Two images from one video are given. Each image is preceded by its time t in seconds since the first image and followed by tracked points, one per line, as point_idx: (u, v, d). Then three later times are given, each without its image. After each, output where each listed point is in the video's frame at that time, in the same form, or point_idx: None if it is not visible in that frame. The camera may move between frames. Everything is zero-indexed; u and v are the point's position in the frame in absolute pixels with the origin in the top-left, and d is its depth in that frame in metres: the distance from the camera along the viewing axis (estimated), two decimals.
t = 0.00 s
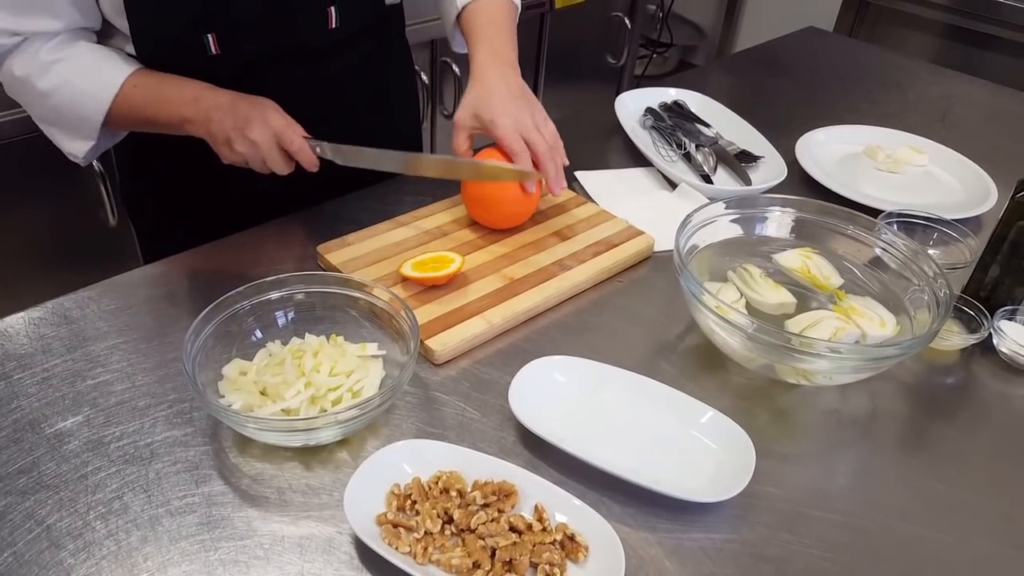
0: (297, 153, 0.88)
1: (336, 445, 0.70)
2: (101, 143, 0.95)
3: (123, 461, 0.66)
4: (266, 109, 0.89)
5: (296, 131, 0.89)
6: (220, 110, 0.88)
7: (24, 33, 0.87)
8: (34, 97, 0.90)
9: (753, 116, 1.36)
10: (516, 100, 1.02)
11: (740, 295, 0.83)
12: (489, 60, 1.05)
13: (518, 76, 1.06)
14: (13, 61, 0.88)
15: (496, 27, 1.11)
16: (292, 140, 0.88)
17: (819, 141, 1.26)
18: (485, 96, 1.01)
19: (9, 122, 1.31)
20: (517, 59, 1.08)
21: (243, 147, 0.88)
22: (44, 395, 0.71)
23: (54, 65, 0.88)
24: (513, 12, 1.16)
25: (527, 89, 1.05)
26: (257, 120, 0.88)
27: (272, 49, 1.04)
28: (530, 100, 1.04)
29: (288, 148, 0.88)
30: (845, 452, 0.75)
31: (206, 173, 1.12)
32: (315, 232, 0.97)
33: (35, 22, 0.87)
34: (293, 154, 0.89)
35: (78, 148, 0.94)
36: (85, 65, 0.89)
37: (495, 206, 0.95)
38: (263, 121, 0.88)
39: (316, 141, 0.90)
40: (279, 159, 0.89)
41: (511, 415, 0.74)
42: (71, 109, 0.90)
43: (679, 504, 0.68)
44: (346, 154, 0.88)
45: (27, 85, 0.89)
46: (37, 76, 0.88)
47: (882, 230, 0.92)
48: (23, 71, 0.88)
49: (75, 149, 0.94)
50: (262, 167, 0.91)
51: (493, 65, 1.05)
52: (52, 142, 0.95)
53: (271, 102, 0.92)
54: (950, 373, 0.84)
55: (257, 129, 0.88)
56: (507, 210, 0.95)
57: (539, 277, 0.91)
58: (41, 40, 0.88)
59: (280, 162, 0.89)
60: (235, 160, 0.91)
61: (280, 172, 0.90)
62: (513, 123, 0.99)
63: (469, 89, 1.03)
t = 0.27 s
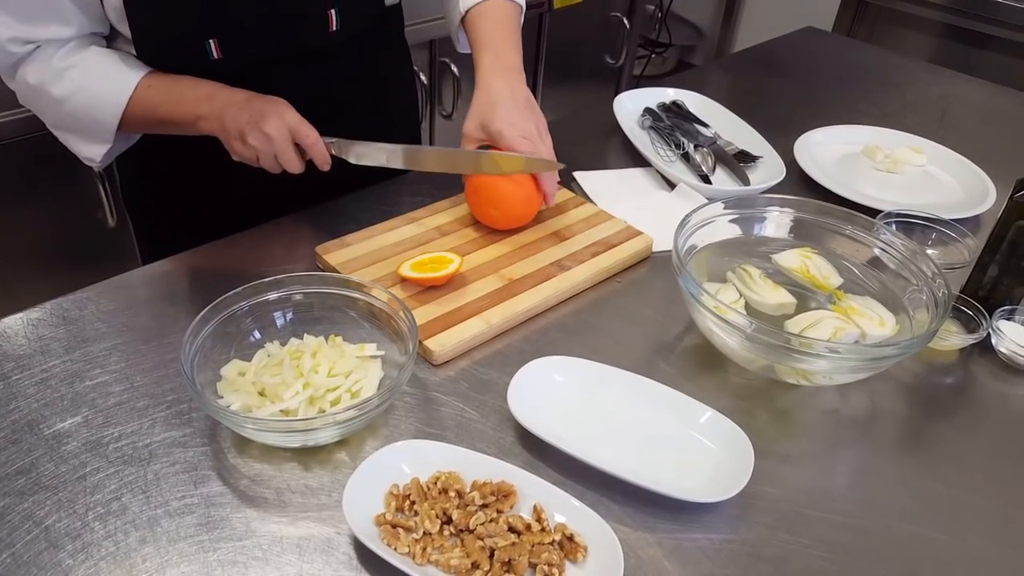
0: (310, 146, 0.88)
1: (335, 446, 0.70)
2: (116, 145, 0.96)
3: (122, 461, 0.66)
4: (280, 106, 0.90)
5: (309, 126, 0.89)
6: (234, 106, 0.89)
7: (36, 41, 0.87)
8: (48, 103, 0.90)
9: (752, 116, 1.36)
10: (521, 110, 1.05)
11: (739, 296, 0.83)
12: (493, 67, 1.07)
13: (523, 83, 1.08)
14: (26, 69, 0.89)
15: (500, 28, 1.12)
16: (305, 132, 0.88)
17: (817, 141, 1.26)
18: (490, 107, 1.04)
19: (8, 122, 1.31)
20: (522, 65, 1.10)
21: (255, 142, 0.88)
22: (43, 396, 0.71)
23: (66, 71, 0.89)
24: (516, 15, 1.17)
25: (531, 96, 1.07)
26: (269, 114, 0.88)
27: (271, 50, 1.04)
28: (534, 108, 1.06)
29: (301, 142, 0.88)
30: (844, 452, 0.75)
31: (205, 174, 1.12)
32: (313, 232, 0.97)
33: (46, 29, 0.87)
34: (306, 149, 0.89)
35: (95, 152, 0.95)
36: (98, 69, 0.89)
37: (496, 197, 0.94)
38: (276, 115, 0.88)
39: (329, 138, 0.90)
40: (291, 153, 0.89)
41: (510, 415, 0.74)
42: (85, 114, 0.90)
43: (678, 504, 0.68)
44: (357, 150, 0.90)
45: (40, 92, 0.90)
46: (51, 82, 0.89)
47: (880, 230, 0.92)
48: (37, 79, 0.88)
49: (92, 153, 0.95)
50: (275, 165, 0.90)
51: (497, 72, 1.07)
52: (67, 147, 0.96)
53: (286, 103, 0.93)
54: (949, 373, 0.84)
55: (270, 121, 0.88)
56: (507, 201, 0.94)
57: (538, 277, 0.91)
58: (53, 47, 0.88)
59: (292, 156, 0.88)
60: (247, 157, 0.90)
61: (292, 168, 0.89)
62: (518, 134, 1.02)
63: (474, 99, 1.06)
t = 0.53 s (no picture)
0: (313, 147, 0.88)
1: (333, 445, 0.70)
2: (115, 145, 0.95)
3: (119, 461, 0.66)
4: (283, 105, 0.90)
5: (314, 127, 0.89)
6: (237, 104, 0.89)
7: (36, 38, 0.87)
8: (45, 102, 0.90)
9: (751, 116, 1.36)
10: (524, 112, 1.05)
11: (737, 296, 0.83)
12: (498, 71, 1.08)
13: (527, 87, 1.09)
14: (25, 67, 0.88)
15: (505, 32, 1.13)
16: (309, 132, 0.88)
17: (816, 141, 1.26)
18: (494, 109, 1.04)
19: (7, 122, 1.30)
20: (526, 70, 1.11)
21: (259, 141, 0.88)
22: (40, 396, 0.71)
23: (65, 69, 0.88)
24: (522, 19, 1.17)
25: (534, 99, 1.07)
26: (273, 114, 0.88)
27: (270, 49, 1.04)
28: (537, 111, 1.06)
29: (306, 143, 0.89)
30: (842, 452, 0.75)
31: (204, 173, 1.12)
32: (312, 232, 0.97)
33: (45, 27, 0.87)
34: (309, 149, 0.89)
35: (93, 151, 0.95)
36: (97, 66, 0.89)
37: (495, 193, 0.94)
38: (281, 115, 0.89)
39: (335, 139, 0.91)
40: (295, 153, 0.89)
41: (508, 415, 0.74)
42: (84, 112, 0.90)
43: (676, 504, 0.68)
44: (361, 149, 0.91)
45: (39, 90, 0.89)
46: (49, 80, 0.88)
47: (879, 230, 0.92)
48: (36, 77, 0.88)
49: (90, 152, 0.95)
50: (279, 164, 0.91)
51: (502, 75, 1.07)
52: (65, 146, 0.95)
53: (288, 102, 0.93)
54: (947, 373, 0.84)
55: (274, 121, 0.88)
56: (507, 197, 0.94)
57: (536, 277, 0.91)
58: (52, 44, 0.88)
59: (295, 156, 0.89)
60: (249, 155, 0.90)
61: (294, 169, 0.90)
62: (521, 136, 1.02)
63: (480, 102, 1.06)
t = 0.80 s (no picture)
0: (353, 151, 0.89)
1: (331, 443, 0.70)
2: (142, 144, 0.93)
3: (117, 458, 0.66)
4: (322, 107, 0.90)
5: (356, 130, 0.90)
6: (277, 105, 0.89)
7: (59, 31, 0.86)
8: (70, 102, 0.87)
9: (750, 114, 1.36)
10: (520, 111, 1.05)
11: (737, 293, 0.83)
12: (496, 69, 1.08)
13: (524, 88, 1.09)
14: (48, 66, 0.86)
15: (504, 31, 1.13)
16: (351, 135, 0.88)
17: (816, 139, 1.26)
18: (491, 106, 1.04)
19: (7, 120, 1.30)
20: (524, 70, 1.11)
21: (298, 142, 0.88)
22: (39, 393, 0.71)
23: (93, 66, 0.86)
24: (520, 19, 1.18)
25: (530, 99, 1.07)
26: (313, 116, 0.89)
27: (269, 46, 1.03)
28: (533, 112, 1.06)
29: (346, 146, 0.89)
30: (842, 450, 0.75)
31: (203, 171, 1.12)
32: (311, 230, 0.97)
33: (66, 19, 0.86)
34: (348, 152, 0.90)
35: (121, 151, 0.92)
36: (124, 62, 0.86)
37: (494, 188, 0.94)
38: (325, 117, 0.89)
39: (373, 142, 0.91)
40: (334, 156, 0.89)
41: (507, 413, 0.74)
42: (112, 112, 0.87)
43: (675, 502, 0.68)
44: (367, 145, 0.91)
45: (63, 89, 0.87)
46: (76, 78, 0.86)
47: (878, 227, 0.92)
48: (61, 76, 0.86)
49: (117, 153, 0.92)
50: (316, 166, 0.91)
51: (500, 74, 1.07)
52: (89, 149, 0.93)
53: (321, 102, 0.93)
54: (947, 371, 0.84)
55: (315, 123, 0.88)
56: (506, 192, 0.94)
57: (536, 274, 0.90)
58: (73, 41, 0.87)
59: (334, 158, 0.89)
60: (286, 154, 0.90)
61: (332, 171, 0.90)
62: (517, 132, 1.01)
63: (478, 100, 1.06)
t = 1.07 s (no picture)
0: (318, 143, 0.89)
1: (330, 442, 0.70)
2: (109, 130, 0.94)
3: (116, 457, 0.66)
4: (288, 98, 0.91)
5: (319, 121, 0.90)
6: (245, 94, 0.89)
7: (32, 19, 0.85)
8: (36, 84, 0.88)
9: (751, 112, 1.36)
10: (522, 110, 1.04)
11: (737, 292, 0.83)
12: (498, 69, 1.08)
13: (526, 88, 1.08)
14: (16, 48, 0.86)
15: (505, 31, 1.12)
16: (318, 128, 0.89)
17: (816, 137, 1.26)
18: (493, 106, 1.03)
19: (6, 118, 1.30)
20: (527, 70, 1.10)
21: (263, 131, 0.89)
22: (37, 391, 0.71)
23: (59, 50, 0.87)
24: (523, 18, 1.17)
25: (532, 99, 1.07)
26: (280, 107, 0.89)
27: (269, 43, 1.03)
28: (535, 111, 1.06)
29: (310, 137, 0.89)
30: (842, 448, 0.75)
31: (202, 168, 1.12)
32: (310, 228, 0.97)
33: (44, 8, 0.85)
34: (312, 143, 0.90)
35: (85, 137, 0.93)
36: (90, 47, 0.87)
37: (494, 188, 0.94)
38: (290, 107, 0.89)
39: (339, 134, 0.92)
40: (297, 147, 0.90)
41: (507, 412, 0.74)
42: (76, 95, 0.88)
43: (675, 501, 0.68)
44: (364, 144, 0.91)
45: (29, 71, 0.87)
46: (43, 61, 0.86)
47: (879, 226, 0.91)
48: (28, 57, 0.86)
49: (82, 138, 0.93)
50: (277, 156, 0.91)
51: (501, 74, 1.07)
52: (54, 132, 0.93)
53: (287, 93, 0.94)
54: (948, 370, 0.84)
55: (282, 115, 0.89)
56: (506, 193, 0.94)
57: (535, 273, 0.90)
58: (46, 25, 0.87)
59: (298, 149, 0.90)
60: (249, 143, 0.91)
61: (296, 161, 0.91)
62: (517, 132, 1.01)
63: (479, 100, 1.06)
